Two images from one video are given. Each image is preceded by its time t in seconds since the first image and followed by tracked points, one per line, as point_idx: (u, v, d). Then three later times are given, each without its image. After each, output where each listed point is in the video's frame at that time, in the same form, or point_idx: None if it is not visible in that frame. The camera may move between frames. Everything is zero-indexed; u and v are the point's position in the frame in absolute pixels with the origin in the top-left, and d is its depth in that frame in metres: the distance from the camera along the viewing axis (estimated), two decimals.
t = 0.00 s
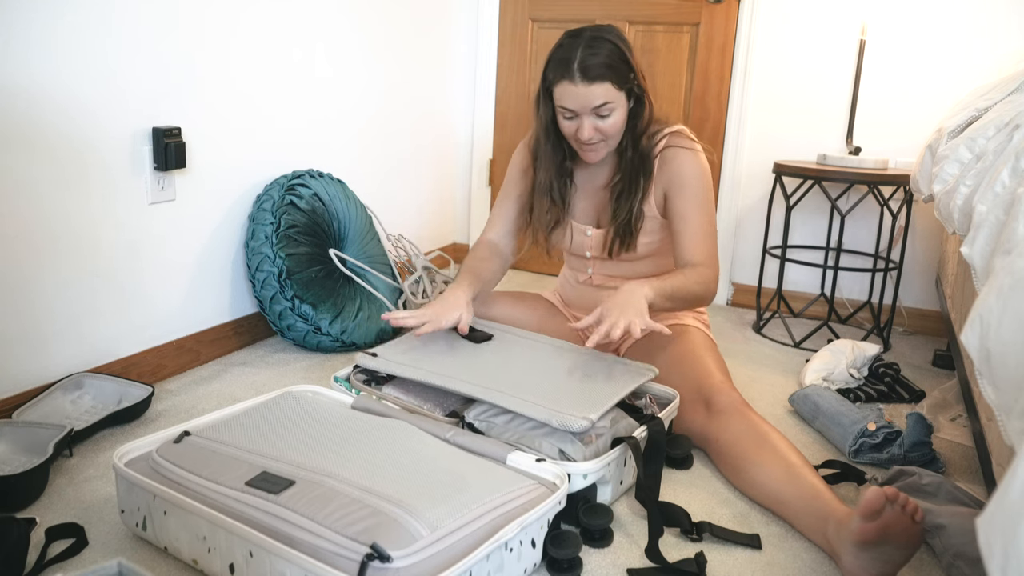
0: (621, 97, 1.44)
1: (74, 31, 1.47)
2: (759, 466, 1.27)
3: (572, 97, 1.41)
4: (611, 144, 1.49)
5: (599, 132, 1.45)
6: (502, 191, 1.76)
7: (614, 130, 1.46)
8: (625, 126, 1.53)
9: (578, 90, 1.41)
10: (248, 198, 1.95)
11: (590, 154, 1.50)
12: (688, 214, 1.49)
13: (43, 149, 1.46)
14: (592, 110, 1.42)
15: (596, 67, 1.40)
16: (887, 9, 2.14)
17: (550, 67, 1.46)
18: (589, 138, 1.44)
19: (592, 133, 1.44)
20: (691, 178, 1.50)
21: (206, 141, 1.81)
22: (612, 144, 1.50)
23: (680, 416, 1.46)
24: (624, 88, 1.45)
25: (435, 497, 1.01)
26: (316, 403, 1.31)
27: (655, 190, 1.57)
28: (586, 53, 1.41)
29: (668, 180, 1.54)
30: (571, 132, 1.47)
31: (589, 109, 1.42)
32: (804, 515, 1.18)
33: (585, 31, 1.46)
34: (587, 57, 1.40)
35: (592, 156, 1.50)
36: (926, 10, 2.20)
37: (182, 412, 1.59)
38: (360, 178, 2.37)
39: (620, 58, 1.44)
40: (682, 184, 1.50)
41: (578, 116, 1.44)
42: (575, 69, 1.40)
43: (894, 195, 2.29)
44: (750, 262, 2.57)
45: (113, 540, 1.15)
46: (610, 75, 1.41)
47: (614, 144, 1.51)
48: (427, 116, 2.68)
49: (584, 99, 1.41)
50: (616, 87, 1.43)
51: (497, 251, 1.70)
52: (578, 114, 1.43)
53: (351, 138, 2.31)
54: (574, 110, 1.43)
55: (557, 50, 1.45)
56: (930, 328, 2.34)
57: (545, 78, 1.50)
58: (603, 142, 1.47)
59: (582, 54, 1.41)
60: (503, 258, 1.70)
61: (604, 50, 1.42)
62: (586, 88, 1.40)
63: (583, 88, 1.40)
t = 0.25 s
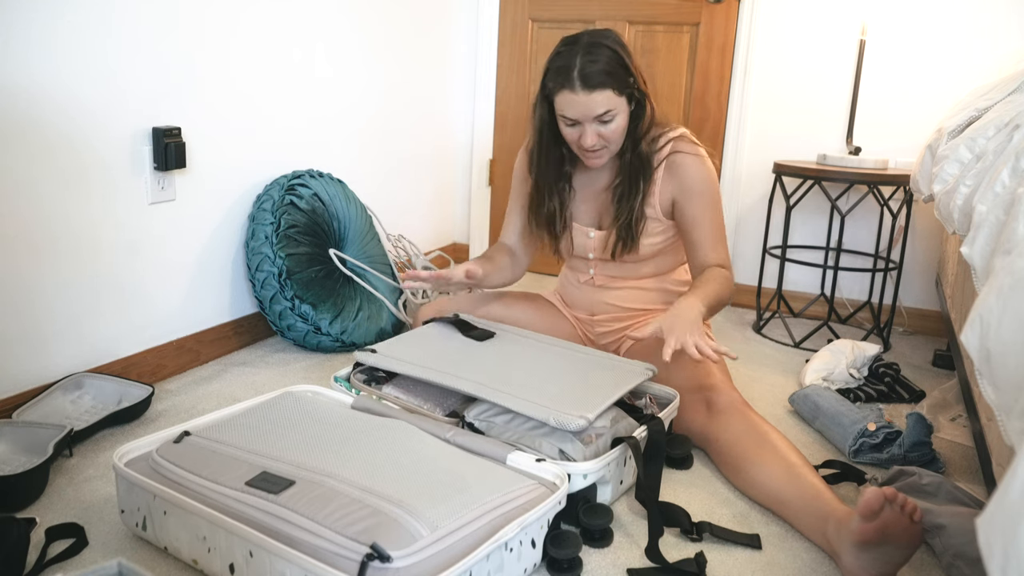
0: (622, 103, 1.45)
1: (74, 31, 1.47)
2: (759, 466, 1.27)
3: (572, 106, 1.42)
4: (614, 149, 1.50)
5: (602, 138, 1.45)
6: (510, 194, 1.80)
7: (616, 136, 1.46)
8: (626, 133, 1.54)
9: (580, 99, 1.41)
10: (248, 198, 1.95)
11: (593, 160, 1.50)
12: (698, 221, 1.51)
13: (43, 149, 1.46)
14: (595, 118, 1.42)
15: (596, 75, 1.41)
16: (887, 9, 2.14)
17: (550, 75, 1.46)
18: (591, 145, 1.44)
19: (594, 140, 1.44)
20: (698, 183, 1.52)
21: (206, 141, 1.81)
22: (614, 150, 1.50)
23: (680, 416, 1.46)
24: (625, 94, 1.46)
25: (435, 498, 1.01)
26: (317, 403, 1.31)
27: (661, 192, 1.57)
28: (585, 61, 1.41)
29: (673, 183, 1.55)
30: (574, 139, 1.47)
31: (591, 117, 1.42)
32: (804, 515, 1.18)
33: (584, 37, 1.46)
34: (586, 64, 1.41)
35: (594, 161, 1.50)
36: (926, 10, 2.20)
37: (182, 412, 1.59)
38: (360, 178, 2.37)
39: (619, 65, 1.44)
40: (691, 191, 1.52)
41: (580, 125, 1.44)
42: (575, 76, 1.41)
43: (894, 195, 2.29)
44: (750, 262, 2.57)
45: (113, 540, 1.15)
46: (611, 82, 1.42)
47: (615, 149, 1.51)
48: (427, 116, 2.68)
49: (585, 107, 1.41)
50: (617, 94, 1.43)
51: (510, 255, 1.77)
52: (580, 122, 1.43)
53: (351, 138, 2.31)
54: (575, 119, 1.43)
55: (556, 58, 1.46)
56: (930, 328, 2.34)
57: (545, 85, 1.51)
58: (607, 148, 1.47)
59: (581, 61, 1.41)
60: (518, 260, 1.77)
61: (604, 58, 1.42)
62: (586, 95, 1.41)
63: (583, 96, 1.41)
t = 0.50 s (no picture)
0: (636, 98, 1.45)
1: (74, 31, 1.47)
2: (759, 466, 1.27)
3: (588, 98, 1.41)
4: (622, 146, 1.49)
5: (612, 133, 1.44)
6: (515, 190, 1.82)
7: (626, 132, 1.46)
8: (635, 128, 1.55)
9: (595, 91, 1.40)
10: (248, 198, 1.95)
11: (600, 155, 1.49)
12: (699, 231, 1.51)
13: (43, 149, 1.46)
14: (608, 112, 1.42)
15: (611, 67, 1.40)
16: (887, 9, 2.14)
17: (565, 66, 1.46)
18: (603, 139, 1.44)
19: (605, 134, 1.43)
20: (699, 187, 1.51)
21: (206, 141, 1.81)
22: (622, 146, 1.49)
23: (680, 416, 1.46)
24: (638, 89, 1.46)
25: (435, 498, 1.01)
26: (317, 403, 1.31)
27: (662, 200, 1.57)
28: (603, 54, 1.41)
29: (675, 188, 1.54)
30: (585, 132, 1.46)
31: (604, 111, 1.41)
32: (804, 515, 1.18)
33: (602, 31, 1.46)
34: (602, 57, 1.41)
35: (602, 156, 1.49)
36: (927, 10, 2.20)
37: (182, 413, 1.59)
38: (361, 178, 2.37)
39: (634, 59, 1.45)
40: (693, 197, 1.52)
41: (593, 117, 1.43)
42: (592, 68, 1.40)
43: (894, 195, 2.29)
44: (750, 262, 2.57)
45: (113, 540, 1.15)
46: (626, 77, 1.42)
47: (624, 145, 1.50)
48: (426, 116, 2.68)
49: (599, 100, 1.40)
50: (631, 89, 1.43)
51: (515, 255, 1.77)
52: (593, 115, 1.43)
53: (351, 138, 2.31)
54: (589, 111, 1.42)
55: (573, 49, 1.45)
56: (930, 328, 2.34)
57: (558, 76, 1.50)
58: (616, 143, 1.47)
59: (598, 53, 1.41)
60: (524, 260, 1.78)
61: (619, 50, 1.42)
62: (602, 88, 1.40)
63: (599, 88, 1.40)
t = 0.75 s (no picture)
0: (650, 97, 1.44)
1: (74, 31, 1.47)
2: (759, 465, 1.27)
3: (604, 91, 1.40)
4: (630, 145, 1.48)
5: (624, 129, 1.43)
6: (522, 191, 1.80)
7: (637, 130, 1.45)
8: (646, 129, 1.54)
9: (612, 85, 1.40)
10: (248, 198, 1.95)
11: (609, 152, 1.48)
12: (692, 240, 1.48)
13: (43, 149, 1.46)
14: (622, 108, 1.41)
15: (630, 62, 1.40)
16: (887, 9, 2.14)
17: (583, 58, 1.45)
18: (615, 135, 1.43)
19: (617, 130, 1.42)
20: (698, 195, 1.49)
21: (206, 141, 1.81)
22: (630, 144, 1.48)
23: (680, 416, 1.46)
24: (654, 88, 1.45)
25: (435, 498, 1.01)
26: (317, 403, 1.31)
27: (660, 206, 1.57)
28: (625, 48, 1.41)
29: (675, 195, 1.53)
30: (596, 127, 1.45)
31: (619, 106, 1.41)
32: (804, 515, 1.18)
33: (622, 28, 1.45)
34: (622, 51, 1.41)
35: (611, 154, 1.48)
36: (927, 10, 2.20)
37: (182, 412, 1.59)
38: (361, 178, 2.37)
39: (652, 57, 1.44)
40: (692, 204, 1.50)
41: (607, 112, 1.42)
42: (612, 61, 1.40)
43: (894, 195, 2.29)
44: (750, 262, 2.57)
45: (113, 540, 1.15)
46: (642, 74, 1.41)
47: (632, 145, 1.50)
48: (426, 116, 2.68)
49: (615, 94, 1.40)
50: (646, 88, 1.42)
51: (522, 257, 1.74)
52: (607, 109, 1.42)
53: (351, 138, 2.31)
54: (603, 105, 1.42)
55: (593, 42, 1.44)
56: (930, 328, 2.34)
57: (574, 69, 1.50)
58: (626, 141, 1.46)
59: (618, 48, 1.41)
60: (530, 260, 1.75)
61: (638, 47, 1.42)
62: (618, 82, 1.40)
63: (615, 81, 1.40)
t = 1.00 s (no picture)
0: (661, 98, 1.45)
1: (74, 31, 1.47)
2: (758, 465, 1.27)
3: (617, 93, 1.41)
4: (641, 147, 1.49)
5: (635, 131, 1.44)
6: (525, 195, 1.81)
7: (648, 132, 1.45)
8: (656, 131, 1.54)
9: (625, 86, 1.40)
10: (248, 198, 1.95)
11: (620, 154, 1.49)
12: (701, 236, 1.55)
13: (43, 149, 1.46)
14: (635, 109, 1.42)
15: (641, 63, 1.41)
16: (887, 9, 2.15)
17: (594, 61, 1.46)
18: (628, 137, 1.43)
19: (630, 132, 1.43)
20: (712, 196, 1.52)
21: (206, 140, 1.81)
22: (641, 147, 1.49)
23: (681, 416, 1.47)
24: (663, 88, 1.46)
25: (435, 498, 1.00)
26: (317, 403, 1.31)
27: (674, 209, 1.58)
28: (637, 51, 1.42)
29: (689, 197, 1.56)
30: (608, 129, 1.45)
31: (632, 108, 1.41)
32: (803, 515, 1.18)
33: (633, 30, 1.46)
34: (634, 52, 1.42)
35: (622, 156, 1.48)
36: (927, 10, 2.20)
37: (182, 412, 1.59)
38: (361, 178, 2.37)
39: (663, 59, 1.45)
40: (706, 204, 1.53)
41: (619, 113, 1.43)
42: (625, 63, 1.41)
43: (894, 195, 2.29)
44: (750, 262, 2.57)
45: (113, 540, 1.15)
46: (653, 75, 1.42)
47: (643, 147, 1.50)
48: (426, 116, 2.68)
49: (628, 95, 1.40)
50: (658, 89, 1.43)
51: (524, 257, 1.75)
52: (620, 111, 1.42)
53: (351, 138, 2.31)
54: (616, 107, 1.42)
55: (604, 45, 1.45)
56: (930, 328, 2.34)
57: (584, 71, 1.50)
58: (638, 143, 1.46)
59: (630, 49, 1.42)
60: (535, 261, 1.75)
61: (648, 49, 1.43)
62: (631, 83, 1.40)
63: (628, 83, 1.40)
